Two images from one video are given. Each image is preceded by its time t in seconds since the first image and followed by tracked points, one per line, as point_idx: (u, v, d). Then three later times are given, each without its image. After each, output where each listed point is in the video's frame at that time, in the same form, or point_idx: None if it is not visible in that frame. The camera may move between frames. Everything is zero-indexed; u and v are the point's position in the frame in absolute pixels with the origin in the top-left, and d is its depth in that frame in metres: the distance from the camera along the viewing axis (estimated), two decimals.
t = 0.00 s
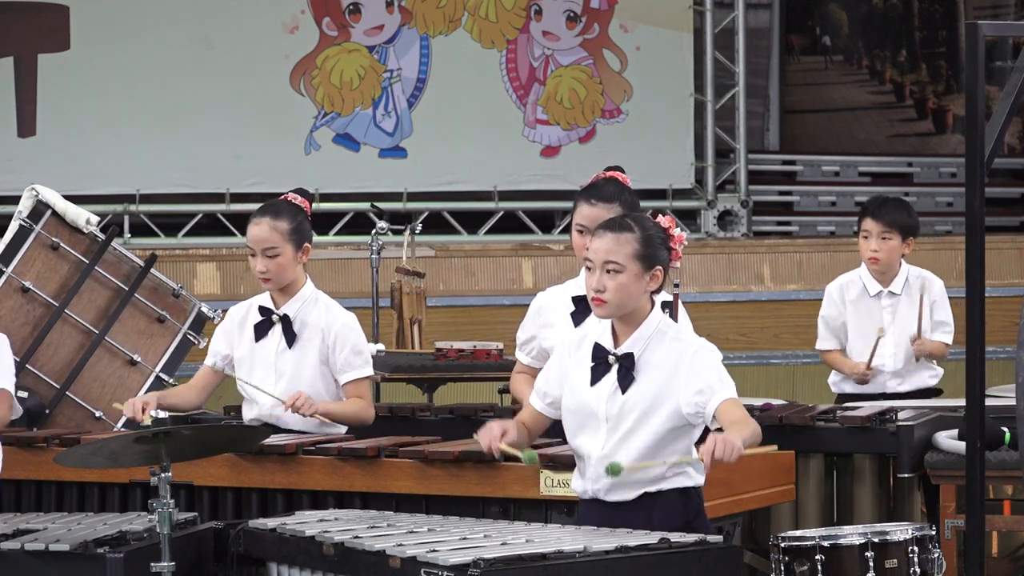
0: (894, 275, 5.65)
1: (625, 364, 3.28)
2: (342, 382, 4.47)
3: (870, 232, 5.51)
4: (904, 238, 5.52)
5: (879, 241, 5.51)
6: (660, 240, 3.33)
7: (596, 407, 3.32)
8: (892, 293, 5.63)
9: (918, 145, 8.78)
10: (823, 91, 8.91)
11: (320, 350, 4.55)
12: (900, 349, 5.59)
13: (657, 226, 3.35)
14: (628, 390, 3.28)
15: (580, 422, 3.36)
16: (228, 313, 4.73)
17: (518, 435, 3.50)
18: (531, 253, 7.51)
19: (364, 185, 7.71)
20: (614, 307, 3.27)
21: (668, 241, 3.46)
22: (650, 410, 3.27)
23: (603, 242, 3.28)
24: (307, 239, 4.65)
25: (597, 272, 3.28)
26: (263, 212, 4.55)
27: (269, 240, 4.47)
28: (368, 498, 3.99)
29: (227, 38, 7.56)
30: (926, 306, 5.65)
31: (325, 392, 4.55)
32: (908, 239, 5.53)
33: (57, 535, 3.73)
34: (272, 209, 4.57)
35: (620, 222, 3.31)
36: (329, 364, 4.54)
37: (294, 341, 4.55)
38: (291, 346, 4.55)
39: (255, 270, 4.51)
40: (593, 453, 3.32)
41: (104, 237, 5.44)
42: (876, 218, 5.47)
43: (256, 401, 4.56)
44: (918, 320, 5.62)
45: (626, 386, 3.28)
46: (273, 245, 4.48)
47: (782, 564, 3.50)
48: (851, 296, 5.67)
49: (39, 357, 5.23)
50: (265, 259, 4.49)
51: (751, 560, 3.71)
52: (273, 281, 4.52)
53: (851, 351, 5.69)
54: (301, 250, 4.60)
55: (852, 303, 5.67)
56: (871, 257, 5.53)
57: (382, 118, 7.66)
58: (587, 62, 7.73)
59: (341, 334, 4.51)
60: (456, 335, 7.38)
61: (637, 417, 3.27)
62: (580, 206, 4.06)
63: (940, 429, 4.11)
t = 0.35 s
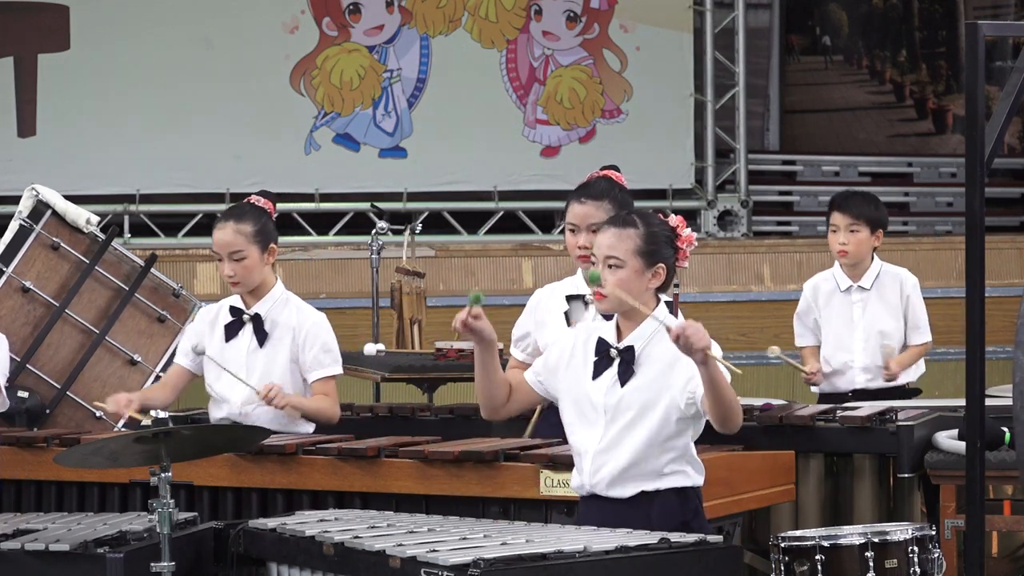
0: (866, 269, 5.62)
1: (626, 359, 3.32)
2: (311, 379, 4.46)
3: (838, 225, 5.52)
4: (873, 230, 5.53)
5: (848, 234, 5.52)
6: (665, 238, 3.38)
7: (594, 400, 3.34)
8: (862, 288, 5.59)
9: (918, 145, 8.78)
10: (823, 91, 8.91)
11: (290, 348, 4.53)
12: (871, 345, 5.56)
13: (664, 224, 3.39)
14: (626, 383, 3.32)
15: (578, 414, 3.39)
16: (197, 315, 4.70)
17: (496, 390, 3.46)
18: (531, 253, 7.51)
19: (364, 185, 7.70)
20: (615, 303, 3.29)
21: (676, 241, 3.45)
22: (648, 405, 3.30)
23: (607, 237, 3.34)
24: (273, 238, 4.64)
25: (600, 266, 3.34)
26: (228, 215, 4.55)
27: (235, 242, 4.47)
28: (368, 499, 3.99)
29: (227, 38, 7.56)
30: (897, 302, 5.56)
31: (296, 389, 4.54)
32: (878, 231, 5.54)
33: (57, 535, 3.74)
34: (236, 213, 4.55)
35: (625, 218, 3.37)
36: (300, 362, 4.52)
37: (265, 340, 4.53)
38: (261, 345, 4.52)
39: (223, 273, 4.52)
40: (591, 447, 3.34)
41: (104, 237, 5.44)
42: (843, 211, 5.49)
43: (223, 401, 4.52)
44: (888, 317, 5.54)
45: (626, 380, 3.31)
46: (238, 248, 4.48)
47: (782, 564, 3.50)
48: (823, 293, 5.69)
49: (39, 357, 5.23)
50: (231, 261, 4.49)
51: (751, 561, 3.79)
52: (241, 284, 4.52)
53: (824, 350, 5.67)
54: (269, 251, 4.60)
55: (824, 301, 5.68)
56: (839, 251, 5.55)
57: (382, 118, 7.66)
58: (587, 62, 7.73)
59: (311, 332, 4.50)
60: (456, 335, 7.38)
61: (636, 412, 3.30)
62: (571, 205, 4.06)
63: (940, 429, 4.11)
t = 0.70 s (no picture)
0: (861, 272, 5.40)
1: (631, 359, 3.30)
2: (287, 376, 4.50)
3: (830, 231, 5.36)
4: (867, 234, 5.34)
5: (840, 239, 5.34)
6: (669, 240, 3.34)
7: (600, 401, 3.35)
8: (853, 292, 5.39)
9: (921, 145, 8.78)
10: (826, 91, 8.90)
11: (267, 345, 4.58)
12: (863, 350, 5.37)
13: (668, 226, 3.36)
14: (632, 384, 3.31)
15: (582, 410, 3.39)
16: (177, 310, 4.76)
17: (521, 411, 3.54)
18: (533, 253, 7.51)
19: (365, 185, 7.69)
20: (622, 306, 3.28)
21: (681, 241, 3.40)
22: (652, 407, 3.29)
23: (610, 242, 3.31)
24: (250, 235, 4.66)
25: (605, 272, 3.27)
26: (205, 208, 4.58)
27: (210, 237, 4.50)
28: (370, 499, 4.00)
29: (228, 38, 7.56)
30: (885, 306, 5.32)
31: (271, 386, 4.60)
32: (872, 235, 5.35)
33: (59, 534, 3.77)
34: (214, 207, 4.58)
35: (627, 222, 3.34)
36: (276, 358, 4.57)
37: (241, 336, 4.57)
38: (238, 342, 4.57)
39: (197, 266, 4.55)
40: (595, 449, 3.35)
41: (106, 237, 5.41)
42: (833, 216, 5.33)
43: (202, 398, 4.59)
44: (875, 319, 5.31)
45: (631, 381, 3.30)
46: (214, 242, 4.50)
47: (784, 564, 3.50)
48: (819, 297, 5.52)
49: (41, 357, 5.22)
50: (207, 255, 4.52)
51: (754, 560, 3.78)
52: (217, 278, 4.55)
53: (820, 352, 5.53)
54: (244, 246, 4.61)
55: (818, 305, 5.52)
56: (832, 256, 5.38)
57: (385, 118, 7.66)
58: (589, 62, 7.72)
59: (286, 330, 4.54)
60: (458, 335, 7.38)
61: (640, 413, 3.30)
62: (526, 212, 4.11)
63: (943, 430, 4.10)
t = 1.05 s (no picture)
0: (873, 267, 5.49)
1: (629, 364, 3.39)
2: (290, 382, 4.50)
3: (850, 225, 5.41)
4: (885, 231, 5.42)
5: (860, 235, 5.41)
6: (664, 245, 3.40)
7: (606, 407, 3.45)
8: (869, 287, 5.47)
9: (933, 145, 8.81)
10: (838, 91, 8.90)
11: (270, 350, 4.57)
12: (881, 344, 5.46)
13: (663, 230, 3.43)
14: (632, 390, 3.39)
15: (594, 421, 3.50)
16: (185, 315, 4.80)
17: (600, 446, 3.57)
18: (547, 254, 7.51)
19: (378, 185, 7.69)
20: (614, 310, 3.40)
21: (676, 245, 3.45)
22: (650, 413, 3.35)
23: (606, 246, 3.40)
24: (255, 240, 4.65)
25: (599, 275, 3.41)
26: (207, 214, 4.59)
27: (209, 244, 4.52)
28: (384, 499, 3.98)
29: (237, 40, 7.57)
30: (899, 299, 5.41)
31: (275, 391, 4.58)
32: (889, 232, 5.43)
33: (74, 535, 3.80)
34: (219, 212, 4.59)
35: (623, 227, 3.41)
36: (279, 364, 4.56)
37: (245, 341, 4.57)
38: (242, 346, 4.57)
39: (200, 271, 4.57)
40: (603, 454, 3.45)
41: (119, 237, 5.42)
42: (855, 211, 5.38)
43: (206, 402, 4.59)
44: (891, 312, 5.41)
45: (629, 385, 3.39)
46: (214, 250, 4.51)
47: (799, 564, 3.48)
48: (832, 294, 5.58)
49: (55, 357, 5.23)
50: (207, 262, 4.53)
51: (767, 561, 3.83)
52: (219, 284, 4.56)
53: (832, 349, 5.59)
54: (247, 253, 4.60)
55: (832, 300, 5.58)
56: (850, 251, 5.45)
57: (397, 118, 7.66)
58: (602, 62, 7.73)
59: (290, 335, 4.53)
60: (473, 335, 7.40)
61: (641, 419, 3.36)
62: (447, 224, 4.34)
63: (957, 429, 4.09)
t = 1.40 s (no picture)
0: (981, 269, 5.81)
1: (698, 358, 3.75)
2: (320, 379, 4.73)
3: (958, 226, 5.64)
4: (990, 231, 5.67)
5: (967, 234, 5.66)
6: (735, 242, 3.77)
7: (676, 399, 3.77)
8: (980, 286, 5.78)
9: (1012, 144, 8.82)
10: (917, 91, 8.87)
11: (303, 346, 4.81)
12: (987, 342, 5.77)
13: (734, 229, 3.78)
14: (700, 382, 3.75)
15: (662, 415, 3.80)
16: (228, 311, 5.02)
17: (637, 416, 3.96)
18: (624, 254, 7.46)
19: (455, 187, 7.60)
20: (687, 305, 3.75)
21: (748, 243, 3.80)
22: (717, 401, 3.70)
23: (679, 244, 3.75)
24: (299, 237, 4.93)
25: (672, 273, 3.76)
26: (254, 209, 4.89)
27: (253, 238, 4.81)
28: (465, 499, 4.03)
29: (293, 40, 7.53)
30: (1013, 300, 5.78)
31: (306, 387, 4.80)
32: (995, 231, 5.68)
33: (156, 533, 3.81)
34: (261, 208, 4.89)
35: (695, 225, 3.77)
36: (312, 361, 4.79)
37: (281, 339, 4.83)
38: (278, 343, 4.83)
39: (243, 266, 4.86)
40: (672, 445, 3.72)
41: (199, 237, 5.34)
42: (962, 211, 5.62)
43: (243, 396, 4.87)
44: (1003, 313, 5.76)
45: (698, 378, 3.75)
46: (257, 242, 4.81)
47: (879, 565, 3.48)
48: (938, 289, 5.83)
49: (136, 357, 5.17)
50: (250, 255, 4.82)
51: (847, 560, 3.92)
52: (261, 279, 4.84)
53: (935, 344, 5.85)
54: (289, 250, 4.87)
55: (937, 297, 5.84)
56: (958, 251, 5.68)
57: (475, 118, 7.58)
58: (679, 62, 7.73)
59: (322, 333, 4.76)
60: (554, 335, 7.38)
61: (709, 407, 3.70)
62: (444, 222, 4.43)
63: None
